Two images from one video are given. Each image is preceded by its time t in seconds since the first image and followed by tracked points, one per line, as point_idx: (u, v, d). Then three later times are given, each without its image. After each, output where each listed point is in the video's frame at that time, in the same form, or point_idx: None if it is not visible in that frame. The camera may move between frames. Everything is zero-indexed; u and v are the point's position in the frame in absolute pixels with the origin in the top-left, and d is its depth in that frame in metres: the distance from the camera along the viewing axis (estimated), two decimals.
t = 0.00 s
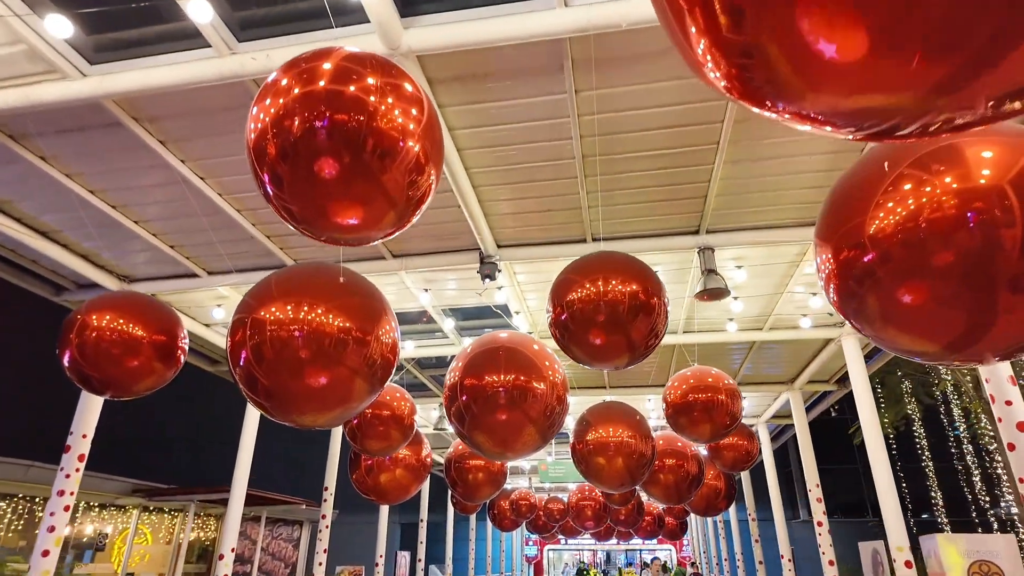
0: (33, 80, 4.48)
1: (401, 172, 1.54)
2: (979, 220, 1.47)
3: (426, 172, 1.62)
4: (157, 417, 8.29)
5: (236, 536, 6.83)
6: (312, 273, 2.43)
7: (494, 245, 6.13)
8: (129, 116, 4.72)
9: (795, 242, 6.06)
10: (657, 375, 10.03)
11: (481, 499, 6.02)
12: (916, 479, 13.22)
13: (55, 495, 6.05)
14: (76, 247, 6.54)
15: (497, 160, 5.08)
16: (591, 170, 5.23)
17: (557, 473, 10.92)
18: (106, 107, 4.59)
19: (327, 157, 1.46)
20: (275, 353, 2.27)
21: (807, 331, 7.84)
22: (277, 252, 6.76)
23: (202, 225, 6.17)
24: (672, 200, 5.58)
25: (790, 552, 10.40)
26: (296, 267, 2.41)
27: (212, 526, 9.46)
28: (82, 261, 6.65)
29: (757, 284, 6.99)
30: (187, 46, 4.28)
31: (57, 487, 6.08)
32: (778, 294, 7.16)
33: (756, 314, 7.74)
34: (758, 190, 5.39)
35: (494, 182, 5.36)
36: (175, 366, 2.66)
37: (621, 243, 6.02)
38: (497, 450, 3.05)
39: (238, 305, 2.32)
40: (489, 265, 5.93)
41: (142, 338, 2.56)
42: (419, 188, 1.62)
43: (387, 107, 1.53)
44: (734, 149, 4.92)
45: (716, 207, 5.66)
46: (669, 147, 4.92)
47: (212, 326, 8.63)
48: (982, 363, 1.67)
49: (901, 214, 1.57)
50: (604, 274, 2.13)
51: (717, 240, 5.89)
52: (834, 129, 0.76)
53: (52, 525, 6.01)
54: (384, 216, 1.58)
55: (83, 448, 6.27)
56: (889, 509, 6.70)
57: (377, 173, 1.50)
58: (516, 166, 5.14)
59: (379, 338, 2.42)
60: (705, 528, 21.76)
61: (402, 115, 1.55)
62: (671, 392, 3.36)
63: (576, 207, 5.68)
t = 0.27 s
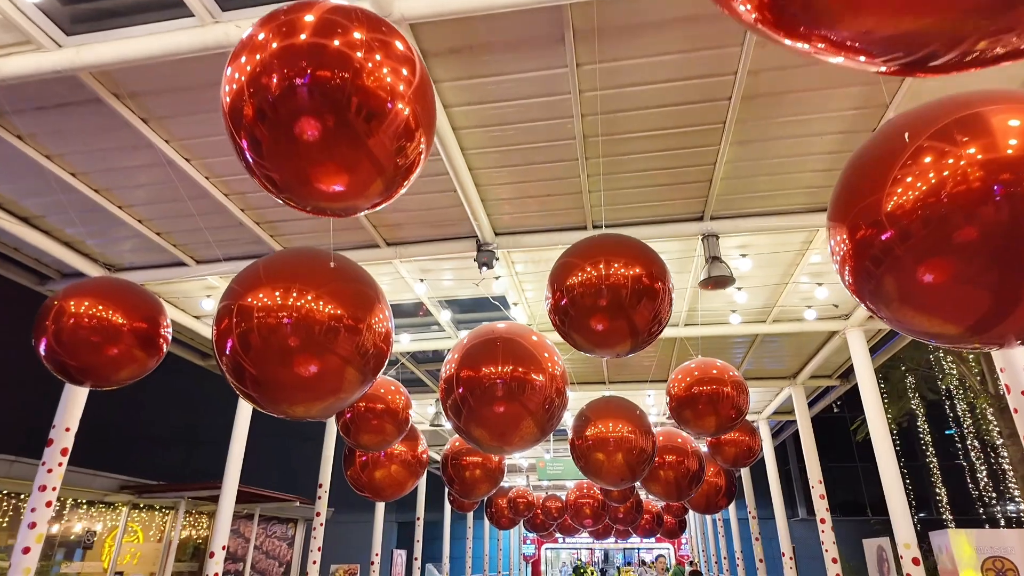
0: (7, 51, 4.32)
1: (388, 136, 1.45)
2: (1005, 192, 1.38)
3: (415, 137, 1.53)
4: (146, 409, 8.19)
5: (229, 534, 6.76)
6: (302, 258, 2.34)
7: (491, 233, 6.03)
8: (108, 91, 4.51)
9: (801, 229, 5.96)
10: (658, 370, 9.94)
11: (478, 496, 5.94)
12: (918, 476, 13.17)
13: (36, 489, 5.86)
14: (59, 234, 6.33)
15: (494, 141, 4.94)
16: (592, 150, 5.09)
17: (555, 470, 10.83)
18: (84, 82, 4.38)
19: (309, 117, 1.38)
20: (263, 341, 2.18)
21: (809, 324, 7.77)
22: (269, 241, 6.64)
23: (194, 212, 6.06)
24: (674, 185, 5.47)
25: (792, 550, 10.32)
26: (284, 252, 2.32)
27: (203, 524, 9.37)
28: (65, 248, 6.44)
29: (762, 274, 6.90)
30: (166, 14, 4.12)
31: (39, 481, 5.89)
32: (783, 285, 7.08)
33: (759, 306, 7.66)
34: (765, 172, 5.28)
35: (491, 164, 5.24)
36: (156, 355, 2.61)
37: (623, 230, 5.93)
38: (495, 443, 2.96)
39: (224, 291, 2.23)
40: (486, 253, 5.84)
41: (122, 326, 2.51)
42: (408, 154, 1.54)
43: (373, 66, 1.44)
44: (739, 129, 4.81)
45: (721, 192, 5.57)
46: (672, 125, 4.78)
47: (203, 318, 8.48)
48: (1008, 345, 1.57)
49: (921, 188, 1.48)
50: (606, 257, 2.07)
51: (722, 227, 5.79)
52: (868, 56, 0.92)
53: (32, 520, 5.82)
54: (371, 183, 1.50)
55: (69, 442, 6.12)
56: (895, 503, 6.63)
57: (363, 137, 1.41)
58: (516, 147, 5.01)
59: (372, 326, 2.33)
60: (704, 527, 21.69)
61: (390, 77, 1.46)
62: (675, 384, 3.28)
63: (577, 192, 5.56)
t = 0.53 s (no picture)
0: None
1: (375, 98, 1.36)
2: None
3: (405, 100, 1.44)
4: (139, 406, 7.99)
5: (220, 532, 6.69)
6: (290, 243, 2.24)
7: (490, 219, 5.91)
8: (81, 66, 4.11)
9: (811, 217, 5.85)
10: (660, 365, 9.83)
11: (476, 493, 5.85)
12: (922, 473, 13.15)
13: (18, 486, 5.69)
14: (42, 222, 5.99)
15: (493, 122, 4.76)
16: (595, 132, 4.93)
17: (555, 468, 10.75)
18: (57, 55, 4.01)
19: (287, 74, 1.29)
20: (251, 329, 2.08)
21: (817, 317, 7.67)
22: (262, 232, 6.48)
23: (185, 207, 5.90)
24: (678, 169, 5.35)
25: (796, 548, 10.22)
26: (273, 238, 2.22)
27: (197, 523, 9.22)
28: (51, 238, 6.11)
29: (770, 265, 6.77)
30: None
31: (21, 477, 5.73)
32: (790, 276, 6.97)
33: (765, 298, 7.55)
34: (776, 155, 5.15)
35: (489, 148, 5.08)
36: (137, 344, 2.58)
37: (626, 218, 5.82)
38: (493, 438, 2.86)
39: (209, 278, 2.13)
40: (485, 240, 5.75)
41: (102, 315, 2.47)
42: (396, 118, 1.45)
43: (360, 21, 1.34)
44: (748, 110, 4.67)
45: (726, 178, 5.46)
46: (680, 104, 4.62)
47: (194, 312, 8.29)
48: None
49: (948, 162, 1.37)
50: (605, 240, 2.09)
51: (729, 214, 5.68)
52: None
53: (14, 519, 5.65)
54: (356, 149, 1.41)
55: (52, 438, 5.95)
56: (906, 500, 6.52)
57: (346, 96, 1.32)
58: (517, 128, 4.83)
59: (365, 315, 2.23)
60: (703, 524, 21.65)
61: (379, 34, 1.36)
62: (679, 378, 3.18)
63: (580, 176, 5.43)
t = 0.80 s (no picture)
0: None
1: (365, 50, 1.29)
2: None
3: (398, 55, 1.37)
4: (130, 397, 7.92)
5: (215, 527, 6.62)
6: (282, 226, 2.16)
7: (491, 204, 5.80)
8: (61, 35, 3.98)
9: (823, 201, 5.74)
10: (664, 357, 9.74)
11: (476, 488, 5.76)
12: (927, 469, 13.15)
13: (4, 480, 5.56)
14: (28, 207, 5.85)
15: (493, 97, 4.64)
16: (602, 109, 4.81)
17: (555, 463, 10.67)
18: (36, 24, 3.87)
19: (271, 21, 1.22)
20: (240, 315, 1.99)
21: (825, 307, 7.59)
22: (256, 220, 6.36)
23: (180, 191, 5.79)
24: (689, 149, 5.24)
25: (800, 543, 10.15)
26: (265, 220, 2.14)
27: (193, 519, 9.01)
28: (35, 223, 5.98)
29: (778, 252, 6.68)
30: None
31: (7, 470, 5.60)
32: (799, 264, 6.88)
33: (772, 288, 7.45)
34: (788, 135, 5.05)
35: (489, 126, 4.97)
36: (123, 329, 2.56)
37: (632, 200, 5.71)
38: (493, 430, 2.78)
39: (198, 261, 2.05)
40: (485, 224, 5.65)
41: (87, 299, 2.45)
42: (389, 75, 1.38)
43: None
44: (765, 85, 4.54)
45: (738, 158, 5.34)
46: (690, 79, 4.51)
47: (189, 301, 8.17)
48: None
49: (980, 130, 1.29)
50: (606, 222, 2.25)
51: (738, 197, 5.59)
52: None
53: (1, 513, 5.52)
54: (346, 106, 1.34)
55: (38, 429, 5.84)
56: (917, 495, 6.44)
57: (334, 46, 1.25)
58: (517, 104, 4.71)
59: (361, 301, 2.14)
60: (704, 521, 21.58)
61: None
62: (683, 368, 3.09)
63: (584, 157, 5.32)
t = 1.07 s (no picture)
0: None
1: None
2: None
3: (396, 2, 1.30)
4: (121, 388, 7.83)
5: (209, 521, 6.54)
6: (274, 206, 2.06)
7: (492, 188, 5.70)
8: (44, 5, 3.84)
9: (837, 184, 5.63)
10: (666, 350, 9.66)
11: (476, 484, 5.69)
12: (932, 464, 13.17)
13: None
14: (12, 189, 5.71)
15: (495, 72, 4.52)
16: (611, 85, 4.68)
17: (556, 458, 10.60)
18: None
19: None
20: (231, 298, 1.89)
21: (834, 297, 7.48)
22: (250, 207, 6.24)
23: (175, 173, 5.68)
24: (700, 128, 5.12)
25: (804, 539, 10.08)
26: (256, 199, 2.04)
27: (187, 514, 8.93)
28: (19, 206, 5.84)
29: (789, 239, 6.58)
30: None
31: None
32: (809, 253, 6.79)
33: (781, 277, 7.35)
34: (803, 112, 4.93)
35: (491, 104, 4.85)
36: (110, 313, 2.50)
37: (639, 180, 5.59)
38: (495, 421, 2.69)
39: (186, 242, 1.95)
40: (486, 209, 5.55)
41: (71, 283, 2.39)
42: (386, 23, 1.30)
43: None
44: (782, 56, 4.41)
45: (753, 137, 5.22)
46: (700, 52, 4.39)
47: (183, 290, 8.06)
48: None
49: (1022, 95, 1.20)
50: (617, 199, 2.18)
51: (750, 179, 5.48)
52: None
53: None
54: (340, 55, 1.26)
55: (24, 420, 5.71)
56: (929, 491, 6.38)
57: None
58: (520, 80, 4.59)
59: (356, 285, 2.04)
60: (704, 517, 21.55)
61: None
62: (688, 359, 2.99)
63: (590, 138, 5.21)
